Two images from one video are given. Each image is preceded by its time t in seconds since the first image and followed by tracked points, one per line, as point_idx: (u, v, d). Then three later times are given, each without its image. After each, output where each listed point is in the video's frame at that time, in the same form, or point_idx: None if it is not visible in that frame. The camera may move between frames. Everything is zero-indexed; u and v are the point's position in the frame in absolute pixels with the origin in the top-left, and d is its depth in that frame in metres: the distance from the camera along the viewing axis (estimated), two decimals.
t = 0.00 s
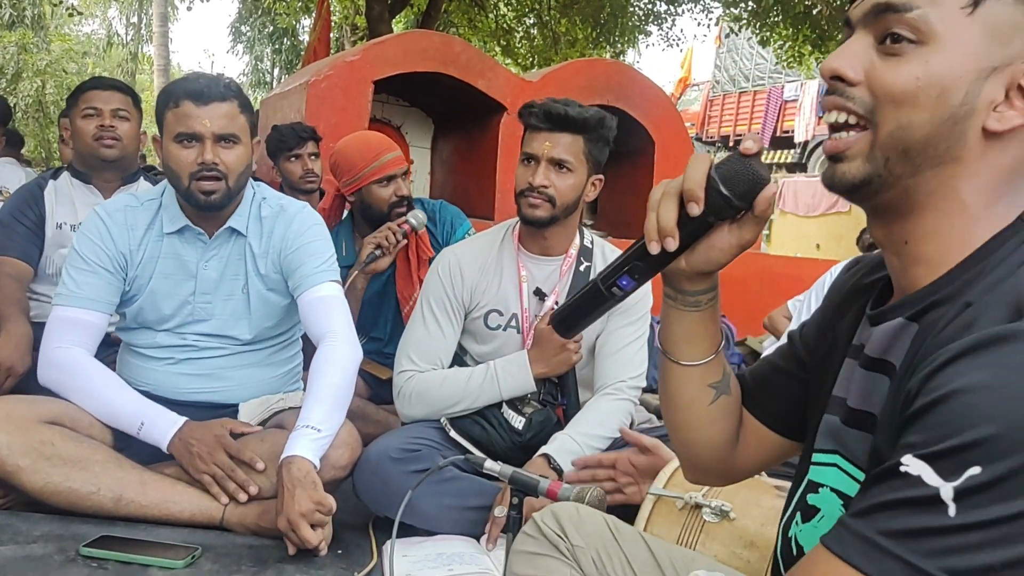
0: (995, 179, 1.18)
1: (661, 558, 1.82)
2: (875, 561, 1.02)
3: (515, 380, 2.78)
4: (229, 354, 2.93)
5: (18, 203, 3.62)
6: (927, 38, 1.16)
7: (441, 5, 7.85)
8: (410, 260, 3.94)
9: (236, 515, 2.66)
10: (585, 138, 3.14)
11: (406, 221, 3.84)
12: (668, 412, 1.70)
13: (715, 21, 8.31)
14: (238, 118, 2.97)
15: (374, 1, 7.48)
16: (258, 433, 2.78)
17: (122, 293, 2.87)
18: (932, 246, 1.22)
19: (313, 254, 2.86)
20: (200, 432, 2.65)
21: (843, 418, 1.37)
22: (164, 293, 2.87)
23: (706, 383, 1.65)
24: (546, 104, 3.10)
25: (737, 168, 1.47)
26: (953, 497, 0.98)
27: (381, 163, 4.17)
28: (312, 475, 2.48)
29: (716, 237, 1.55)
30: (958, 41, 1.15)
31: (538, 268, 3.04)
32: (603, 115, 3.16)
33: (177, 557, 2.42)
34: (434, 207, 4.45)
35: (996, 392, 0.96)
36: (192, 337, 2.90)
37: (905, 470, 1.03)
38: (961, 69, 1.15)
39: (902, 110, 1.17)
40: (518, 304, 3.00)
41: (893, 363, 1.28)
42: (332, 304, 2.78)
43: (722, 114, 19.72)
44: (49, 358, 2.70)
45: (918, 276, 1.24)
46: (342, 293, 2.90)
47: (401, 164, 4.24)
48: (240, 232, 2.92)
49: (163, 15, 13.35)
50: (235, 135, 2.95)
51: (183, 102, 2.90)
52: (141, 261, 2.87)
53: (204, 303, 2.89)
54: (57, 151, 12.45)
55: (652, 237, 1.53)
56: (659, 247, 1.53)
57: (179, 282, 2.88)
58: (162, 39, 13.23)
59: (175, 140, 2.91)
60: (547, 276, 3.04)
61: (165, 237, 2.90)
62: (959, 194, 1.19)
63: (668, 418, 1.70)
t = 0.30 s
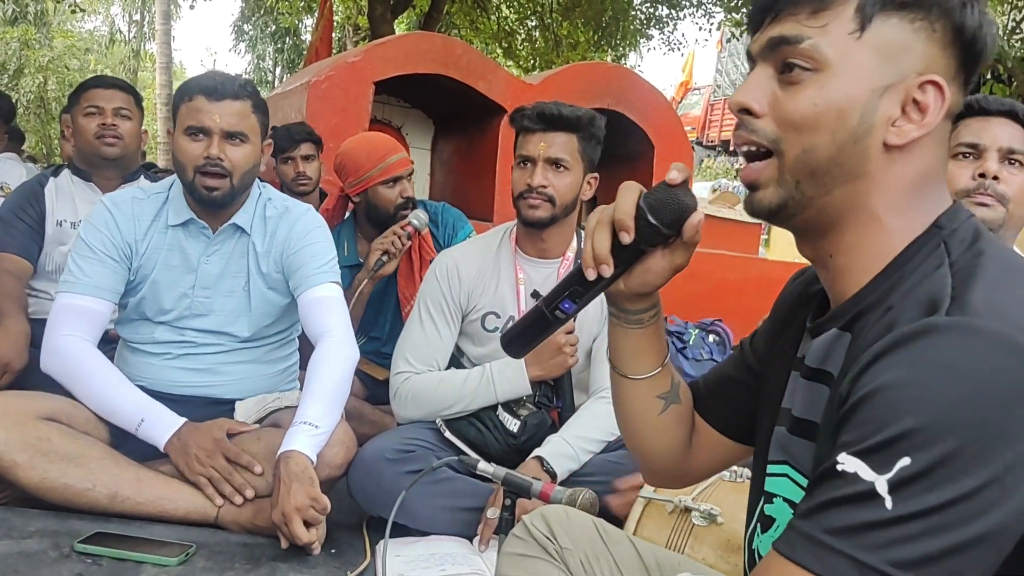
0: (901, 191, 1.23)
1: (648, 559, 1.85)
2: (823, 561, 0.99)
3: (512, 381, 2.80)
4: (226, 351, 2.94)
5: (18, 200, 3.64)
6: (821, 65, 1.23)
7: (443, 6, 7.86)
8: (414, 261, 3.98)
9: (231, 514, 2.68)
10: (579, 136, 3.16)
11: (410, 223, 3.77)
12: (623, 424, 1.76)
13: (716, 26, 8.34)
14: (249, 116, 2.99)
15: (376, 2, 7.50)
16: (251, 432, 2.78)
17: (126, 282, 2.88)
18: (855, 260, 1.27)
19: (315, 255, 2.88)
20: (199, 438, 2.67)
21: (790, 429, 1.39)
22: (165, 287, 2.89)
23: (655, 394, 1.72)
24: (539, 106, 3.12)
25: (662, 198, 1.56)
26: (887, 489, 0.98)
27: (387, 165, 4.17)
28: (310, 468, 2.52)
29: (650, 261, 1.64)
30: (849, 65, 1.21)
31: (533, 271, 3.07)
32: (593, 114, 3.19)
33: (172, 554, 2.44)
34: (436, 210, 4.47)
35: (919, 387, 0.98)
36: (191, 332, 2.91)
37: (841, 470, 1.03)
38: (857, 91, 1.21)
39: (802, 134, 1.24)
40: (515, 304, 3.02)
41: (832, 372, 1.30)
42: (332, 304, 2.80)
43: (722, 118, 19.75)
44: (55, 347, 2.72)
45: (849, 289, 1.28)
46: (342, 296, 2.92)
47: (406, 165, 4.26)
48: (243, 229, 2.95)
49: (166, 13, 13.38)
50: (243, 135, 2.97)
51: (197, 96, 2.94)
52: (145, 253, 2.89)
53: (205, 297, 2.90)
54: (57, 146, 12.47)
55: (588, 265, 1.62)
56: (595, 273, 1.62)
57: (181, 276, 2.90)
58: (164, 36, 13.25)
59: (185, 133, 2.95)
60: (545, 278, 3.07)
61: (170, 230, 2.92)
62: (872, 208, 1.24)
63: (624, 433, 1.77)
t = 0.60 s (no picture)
0: (841, 186, 1.25)
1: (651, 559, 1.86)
2: (800, 545, 1.00)
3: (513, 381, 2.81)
4: (228, 349, 2.95)
5: (19, 200, 3.63)
6: (731, 84, 1.27)
7: (443, 6, 7.85)
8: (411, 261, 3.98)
9: (232, 515, 2.68)
10: (584, 141, 3.16)
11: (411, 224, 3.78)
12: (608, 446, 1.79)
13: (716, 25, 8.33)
14: (255, 117, 3.02)
15: (376, 2, 7.49)
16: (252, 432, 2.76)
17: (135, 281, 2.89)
18: (815, 264, 1.30)
19: (318, 257, 2.88)
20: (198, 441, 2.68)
21: (770, 430, 1.40)
22: (168, 285, 2.89)
23: (637, 414, 1.75)
24: (543, 109, 3.09)
25: (616, 224, 1.63)
26: (864, 474, 0.99)
27: (388, 168, 4.17)
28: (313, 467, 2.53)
29: (613, 284, 1.70)
30: (759, 79, 1.25)
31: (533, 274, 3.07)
32: (598, 118, 3.19)
33: (173, 555, 2.43)
34: (437, 210, 4.46)
35: (887, 372, 1.01)
36: (193, 331, 2.92)
37: (819, 458, 1.04)
38: (773, 101, 1.24)
39: (729, 151, 1.27)
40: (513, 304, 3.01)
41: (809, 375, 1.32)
42: (332, 306, 2.79)
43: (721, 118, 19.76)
44: (69, 345, 2.73)
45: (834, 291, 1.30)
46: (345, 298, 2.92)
47: (408, 168, 4.25)
48: (247, 228, 2.96)
49: (165, 13, 13.38)
50: (248, 133, 2.99)
51: (203, 96, 2.96)
52: (150, 251, 2.89)
53: (208, 295, 2.91)
54: (57, 146, 12.47)
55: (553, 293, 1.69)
56: (560, 301, 1.68)
57: (184, 274, 2.90)
58: (163, 37, 13.25)
59: (191, 132, 2.96)
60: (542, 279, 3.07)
61: (174, 228, 2.93)
62: (820, 212, 1.27)
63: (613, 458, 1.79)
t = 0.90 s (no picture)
0: (770, 190, 1.35)
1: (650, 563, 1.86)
2: (731, 482, 1.08)
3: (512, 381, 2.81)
4: (234, 346, 2.96)
5: (20, 201, 3.64)
6: (657, 106, 1.38)
7: (443, 6, 7.85)
8: (410, 261, 3.98)
9: (232, 515, 2.68)
10: (575, 136, 3.14)
11: (410, 223, 3.79)
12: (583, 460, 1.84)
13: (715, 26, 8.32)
14: (269, 111, 3.07)
15: (376, 3, 7.49)
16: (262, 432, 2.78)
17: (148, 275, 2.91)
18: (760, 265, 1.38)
19: (328, 259, 2.94)
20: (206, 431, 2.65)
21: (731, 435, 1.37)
22: (178, 280, 2.92)
23: (608, 429, 1.80)
24: (532, 106, 3.12)
25: (571, 248, 1.74)
26: (795, 415, 1.09)
27: (388, 167, 4.16)
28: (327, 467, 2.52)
29: (574, 305, 1.79)
30: (681, 99, 1.36)
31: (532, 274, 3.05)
32: (588, 114, 3.18)
33: (174, 555, 2.43)
34: (438, 211, 4.46)
35: (819, 321, 1.13)
36: (200, 326, 2.93)
37: (757, 405, 1.14)
38: (696, 115, 1.35)
39: (663, 166, 1.37)
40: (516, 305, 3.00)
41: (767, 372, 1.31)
42: (339, 306, 2.87)
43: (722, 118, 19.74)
44: (85, 339, 2.75)
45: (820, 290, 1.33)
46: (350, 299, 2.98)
47: (406, 167, 4.23)
48: (258, 224, 2.99)
49: (165, 14, 13.36)
50: (261, 124, 3.03)
51: (222, 87, 3.04)
52: (162, 247, 2.92)
53: (217, 289, 2.93)
54: (57, 147, 12.46)
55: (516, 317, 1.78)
56: (524, 323, 1.76)
57: (194, 268, 2.93)
58: (163, 37, 13.24)
59: (206, 121, 3.03)
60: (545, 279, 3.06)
61: (187, 222, 2.96)
62: (755, 216, 1.36)
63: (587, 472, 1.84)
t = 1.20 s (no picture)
0: (670, 210, 1.34)
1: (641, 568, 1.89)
2: (675, 497, 1.06)
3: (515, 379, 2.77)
4: (243, 345, 2.97)
5: (21, 204, 3.64)
6: (546, 155, 1.37)
7: (442, 7, 7.84)
8: (408, 260, 4.01)
9: (235, 516, 2.70)
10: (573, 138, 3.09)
11: (400, 219, 3.91)
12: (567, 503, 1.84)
13: (714, 26, 8.31)
14: (288, 115, 3.13)
15: (375, 4, 7.48)
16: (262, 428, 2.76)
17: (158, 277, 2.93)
18: (670, 281, 1.38)
19: (341, 261, 2.97)
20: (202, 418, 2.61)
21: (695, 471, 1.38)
22: (190, 280, 2.94)
23: (582, 466, 1.80)
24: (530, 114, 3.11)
25: (501, 287, 1.79)
26: (720, 418, 1.07)
27: (374, 162, 4.14)
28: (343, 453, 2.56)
29: (518, 345, 1.82)
30: (567, 144, 1.35)
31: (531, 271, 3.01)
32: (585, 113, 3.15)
33: (178, 558, 2.44)
34: (442, 211, 4.46)
35: (727, 321, 1.12)
36: (210, 325, 2.95)
37: (685, 414, 1.12)
38: (583, 157, 1.34)
39: (562, 211, 1.36)
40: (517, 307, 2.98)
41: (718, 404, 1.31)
42: (346, 307, 2.89)
43: (721, 118, 19.75)
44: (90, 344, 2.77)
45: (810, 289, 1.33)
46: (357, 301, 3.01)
47: (397, 165, 4.18)
48: (272, 226, 3.02)
49: (163, 17, 13.36)
50: (283, 127, 3.09)
51: (242, 93, 3.07)
52: (174, 247, 2.93)
53: (230, 290, 2.96)
54: (56, 151, 12.47)
55: (463, 362, 1.82)
56: (472, 368, 1.81)
57: (206, 269, 2.95)
58: (162, 40, 13.26)
59: (227, 124, 3.06)
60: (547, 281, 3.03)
61: (199, 224, 2.98)
62: (660, 237, 1.35)
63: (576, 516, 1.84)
